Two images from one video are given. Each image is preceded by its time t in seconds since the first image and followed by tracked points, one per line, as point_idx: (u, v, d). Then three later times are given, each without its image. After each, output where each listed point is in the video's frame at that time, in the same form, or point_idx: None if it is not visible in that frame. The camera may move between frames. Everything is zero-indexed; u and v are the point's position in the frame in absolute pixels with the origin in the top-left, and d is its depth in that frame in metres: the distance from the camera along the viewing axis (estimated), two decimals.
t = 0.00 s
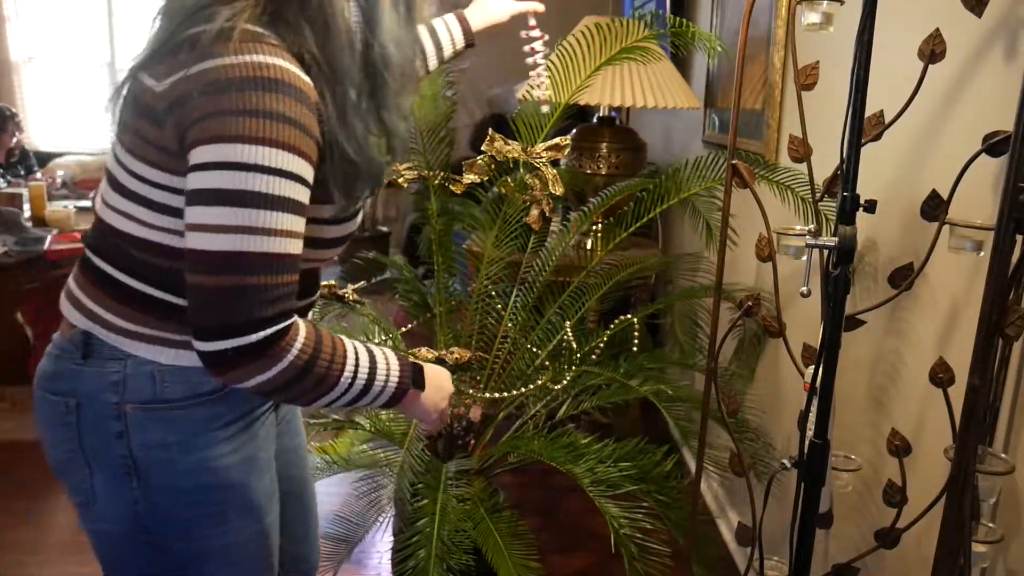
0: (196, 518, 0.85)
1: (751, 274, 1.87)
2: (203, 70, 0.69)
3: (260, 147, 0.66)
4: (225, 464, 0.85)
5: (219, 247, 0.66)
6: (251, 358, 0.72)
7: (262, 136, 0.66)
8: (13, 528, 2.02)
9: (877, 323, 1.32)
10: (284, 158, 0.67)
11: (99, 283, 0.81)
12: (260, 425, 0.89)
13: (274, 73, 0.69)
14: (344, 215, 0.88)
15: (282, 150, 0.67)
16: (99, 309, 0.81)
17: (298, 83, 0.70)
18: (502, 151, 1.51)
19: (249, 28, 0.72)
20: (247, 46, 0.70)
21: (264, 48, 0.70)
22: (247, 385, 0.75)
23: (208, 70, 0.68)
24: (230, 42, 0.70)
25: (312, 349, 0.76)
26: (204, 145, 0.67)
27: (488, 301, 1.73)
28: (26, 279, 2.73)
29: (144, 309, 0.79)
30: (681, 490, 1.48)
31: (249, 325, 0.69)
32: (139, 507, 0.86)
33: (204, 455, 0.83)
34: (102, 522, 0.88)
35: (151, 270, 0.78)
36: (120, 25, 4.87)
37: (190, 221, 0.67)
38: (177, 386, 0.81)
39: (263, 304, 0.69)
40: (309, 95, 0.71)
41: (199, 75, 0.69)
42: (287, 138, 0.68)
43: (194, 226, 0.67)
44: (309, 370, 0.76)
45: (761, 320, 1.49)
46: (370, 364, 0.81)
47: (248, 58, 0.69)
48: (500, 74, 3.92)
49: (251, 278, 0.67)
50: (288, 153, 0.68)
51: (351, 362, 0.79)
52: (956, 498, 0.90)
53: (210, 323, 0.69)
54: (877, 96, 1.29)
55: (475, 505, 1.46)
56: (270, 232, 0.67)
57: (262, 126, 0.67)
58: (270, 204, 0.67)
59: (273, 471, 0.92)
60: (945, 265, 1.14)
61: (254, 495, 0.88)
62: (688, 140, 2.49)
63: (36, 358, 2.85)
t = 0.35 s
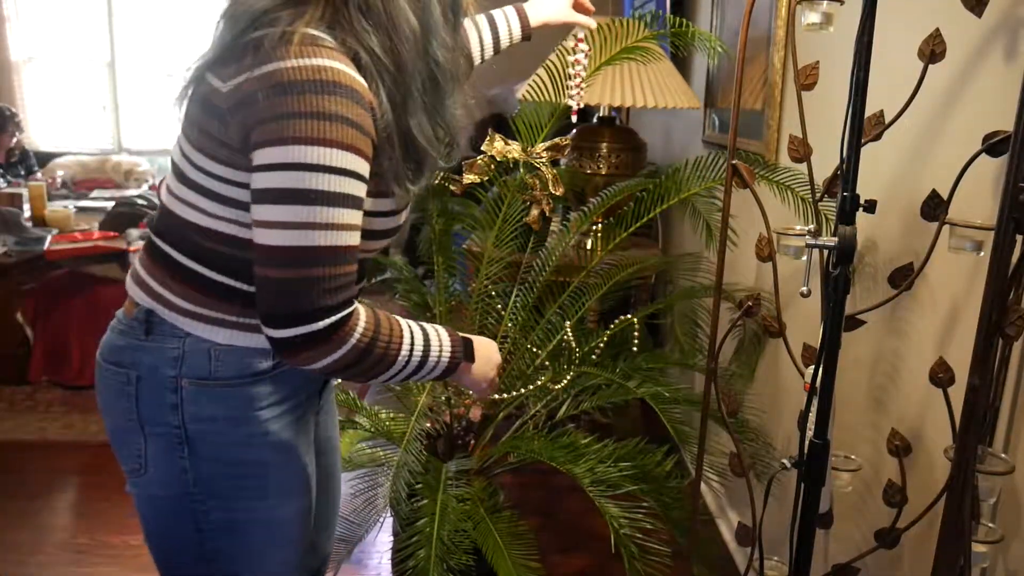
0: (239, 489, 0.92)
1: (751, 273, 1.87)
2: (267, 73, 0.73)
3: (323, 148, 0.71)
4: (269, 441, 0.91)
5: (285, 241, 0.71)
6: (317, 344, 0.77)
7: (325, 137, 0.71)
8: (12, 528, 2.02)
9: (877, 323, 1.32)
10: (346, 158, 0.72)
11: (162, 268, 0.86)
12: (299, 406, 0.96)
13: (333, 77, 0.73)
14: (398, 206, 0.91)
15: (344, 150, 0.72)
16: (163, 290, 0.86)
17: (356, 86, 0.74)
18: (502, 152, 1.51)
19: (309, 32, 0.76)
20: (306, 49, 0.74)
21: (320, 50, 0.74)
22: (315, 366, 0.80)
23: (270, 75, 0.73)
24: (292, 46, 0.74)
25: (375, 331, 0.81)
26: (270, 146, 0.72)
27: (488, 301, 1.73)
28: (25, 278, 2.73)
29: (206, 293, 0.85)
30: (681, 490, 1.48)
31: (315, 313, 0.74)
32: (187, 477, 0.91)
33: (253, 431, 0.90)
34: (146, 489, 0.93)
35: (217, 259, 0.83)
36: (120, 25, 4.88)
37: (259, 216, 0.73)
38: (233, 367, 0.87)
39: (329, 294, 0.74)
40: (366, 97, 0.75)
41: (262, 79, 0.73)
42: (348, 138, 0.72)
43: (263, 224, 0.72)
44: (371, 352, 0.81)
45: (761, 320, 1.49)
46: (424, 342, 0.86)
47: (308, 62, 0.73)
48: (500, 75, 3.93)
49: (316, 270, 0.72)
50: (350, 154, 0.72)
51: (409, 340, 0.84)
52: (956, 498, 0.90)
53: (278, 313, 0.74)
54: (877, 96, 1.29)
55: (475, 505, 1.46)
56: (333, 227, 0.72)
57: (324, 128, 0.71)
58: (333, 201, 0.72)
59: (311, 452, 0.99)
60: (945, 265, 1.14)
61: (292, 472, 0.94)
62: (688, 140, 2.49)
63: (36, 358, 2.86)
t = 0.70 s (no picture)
0: (265, 479, 0.93)
1: (750, 273, 1.87)
2: (302, 75, 0.73)
3: (355, 149, 0.71)
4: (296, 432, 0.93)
5: (316, 240, 0.71)
6: (343, 341, 0.76)
7: (358, 137, 0.71)
8: (12, 528, 2.02)
9: (878, 322, 1.32)
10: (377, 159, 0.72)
11: (190, 261, 0.87)
12: (324, 399, 0.97)
13: (368, 79, 0.73)
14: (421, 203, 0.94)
15: (376, 151, 0.72)
16: (193, 284, 0.86)
17: (389, 89, 0.74)
18: (504, 152, 1.52)
19: (344, 36, 0.76)
20: (341, 52, 0.74)
21: (355, 54, 0.75)
22: (341, 363, 0.80)
23: (305, 77, 0.73)
24: (327, 50, 0.74)
25: (399, 330, 0.81)
26: (304, 147, 0.72)
27: (489, 302, 1.73)
28: (24, 279, 2.73)
29: (236, 287, 0.85)
30: (682, 489, 1.48)
31: (343, 311, 0.74)
32: (213, 466, 0.92)
33: (281, 422, 0.91)
34: (170, 479, 0.93)
35: (250, 256, 0.83)
36: (121, 26, 4.89)
37: (290, 214, 0.72)
38: (262, 358, 0.88)
39: (358, 290, 0.74)
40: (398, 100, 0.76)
41: (297, 81, 0.73)
42: (380, 140, 0.72)
43: (293, 221, 0.72)
44: (395, 351, 0.81)
45: (761, 319, 1.49)
46: (446, 341, 0.86)
47: (343, 64, 0.73)
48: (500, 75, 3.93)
49: (347, 267, 0.72)
50: (382, 155, 0.72)
51: (433, 339, 0.84)
52: (957, 498, 0.90)
53: (306, 309, 0.74)
54: (877, 96, 1.29)
55: (475, 505, 1.46)
56: (364, 226, 0.72)
57: (358, 129, 0.71)
58: (365, 201, 0.72)
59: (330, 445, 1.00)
60: (945, 265, 1.14)
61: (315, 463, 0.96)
62: (688, 140, 2.49)
63: (36, 358, 2.87)
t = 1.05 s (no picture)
0: (274, 476, 0.93)
1: (750, 273, 1.87)
2: (310, 74, 0.73)
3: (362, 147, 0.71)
4: (305, 428, 0.93)
5: (323, 235, 0.71)
6: (348, 336, 0.76)
7: (365, 136, 0.71)
8: (12, 528, 2.02)
9: (878, 322, 1.32)
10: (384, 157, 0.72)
11: (199, 256, 0.86)
12: (333, 396, 0.97)
13: (375, 78, 0.73)
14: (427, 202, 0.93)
15: (383, 150, 0.72)
16: (202, 280, 0.86)
17: (397, 88, 0.74)
18: (502, 152, 1.52)
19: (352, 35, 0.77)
20: (349, 51, 0.74)
21: (363, 53, 0.75)
22: (345, 359, 0.80)
23: (313, 75, 0.73)
24: (335, 49, 0.74)
25: (404, 327, 0.80)
26: (311, 145, 0.72)
27: (489, 302, 1.73)
28: (24, 279, 2.73)
29: (245, 282, 0.85)
30: (681, 489, 1.48)
31: (349, 306, 0.74)
32: (223, 463, 0.92)
33: (290, 419, 0.91)
34: (180, 475, 0.93)
35: (258, 253, 0.83)
36: (121, 26, 4.89)
37: (298, 210, 0.72)
38: (271, 355, 0.88)
39: (364, 287, 0.74)
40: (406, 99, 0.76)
41: (305, 79, 0.74)
42: (388, 138, 0.72)
43: (301, 217, 0.72)
44: (399, 347, 0.81)
45: (762, 319, 1.47)
46: (450, 338, 0.85)
47: (351, 63, 0.73)
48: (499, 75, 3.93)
49: (352, 262, 0.72)
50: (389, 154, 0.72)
51: (437, 337, 0.84)
52: (957, 498, 0.90)
53: (312, 304, 0.74)
54: (877, 96, 1.29)
55: (475, 505, 1.46)
56: (371, 222, 0.72)
57: (365, 127, 0.71)
58: (372, 197, 0.72)
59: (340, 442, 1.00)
60: (945, 265, 1.14)
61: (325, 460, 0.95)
62: (688, 140, 2.49)
63: (36, 358, 2.88)
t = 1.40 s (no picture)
0: (279, 472, 0.93)
1: (750, 273, 1.87)
2: (317, 75, 0.74)
3: (367, 147, 0.71)
4: (310, 425, 0.93)
5: (329, 235, 0.71)
6: (352, 335, 0.76)
7: (370, 137, 0.71)
8: (11, 528, 2.02)
9: (878, 322, 1.32)
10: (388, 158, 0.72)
11: (206, 254, 0.87)
12: (338, 393, 0.97)
13: (382, 79, 0.73)
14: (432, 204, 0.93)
15: (388, 151, 0.72)
16: (209, 277, 0.86)
17: (403, 89, 0.74)
18: (509, 152, 1.52)
19: (359, 36, 0.77)
20: (356, 53, 0.74)
21: (370, 55, 0.75)
22: (349, 358, 0.80)
23: (320, 76, 0.73)
24: (342, 50, 0.75)
25: (407, 327, 0.81)
26: (318, 144, 0.72)
27: (489, 302, 1.73)
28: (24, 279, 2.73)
29: (251, 280, 0.85)
30: (681, 489, 1.48)
31: (353, 305, 0.74)
32: (228, 458, 0.92)
33: (295, 416, 0.91)
34: (186, 469, 0.94)
35: (264, 252, 0.83)
36: (121, 26, 4.90)
37: (304, 209, 0.72)
38: (277, 352, 0.88)
39: (368, 287, 0.74)
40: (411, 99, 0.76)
41: (312, 80, 0.74)
42: (393, 139, 0.72)
43: (307, 216, 0.72)
44: (403, 347, 0.81)
45: (761, 320, 1.48)
46: (454, 338, 0.86)
47: (357, 64, 0.73)
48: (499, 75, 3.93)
49: (357, 262, 0.72)
50: (393, 155, 0.72)
51: (440, 336, 0.84)
52: (957, 498, 0.90)
53: (316, 303, 0.74)
54: (877, 96, 1.29)
55: (474, 505, 1.47)
56: (375, 221, 0.72)
57: (371, 128, 0.71)
58: (376, 198, 0.72)
59: (345, 439, 1.00)
60: (946, 265, 1.14)
61: (329, 457, 0.95)
62: (688, 140, 2.49)
63: (36, 358, 2.87)
